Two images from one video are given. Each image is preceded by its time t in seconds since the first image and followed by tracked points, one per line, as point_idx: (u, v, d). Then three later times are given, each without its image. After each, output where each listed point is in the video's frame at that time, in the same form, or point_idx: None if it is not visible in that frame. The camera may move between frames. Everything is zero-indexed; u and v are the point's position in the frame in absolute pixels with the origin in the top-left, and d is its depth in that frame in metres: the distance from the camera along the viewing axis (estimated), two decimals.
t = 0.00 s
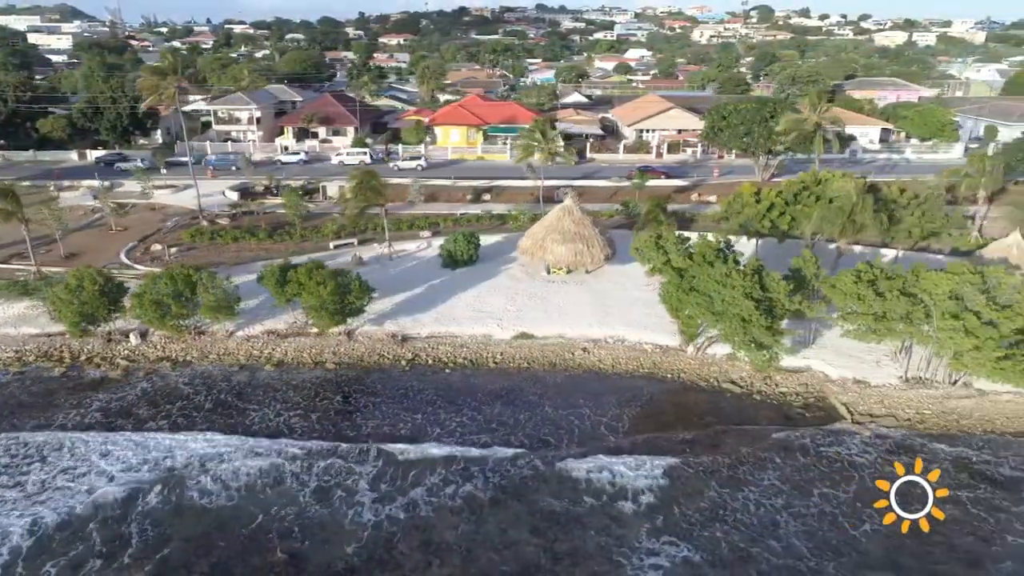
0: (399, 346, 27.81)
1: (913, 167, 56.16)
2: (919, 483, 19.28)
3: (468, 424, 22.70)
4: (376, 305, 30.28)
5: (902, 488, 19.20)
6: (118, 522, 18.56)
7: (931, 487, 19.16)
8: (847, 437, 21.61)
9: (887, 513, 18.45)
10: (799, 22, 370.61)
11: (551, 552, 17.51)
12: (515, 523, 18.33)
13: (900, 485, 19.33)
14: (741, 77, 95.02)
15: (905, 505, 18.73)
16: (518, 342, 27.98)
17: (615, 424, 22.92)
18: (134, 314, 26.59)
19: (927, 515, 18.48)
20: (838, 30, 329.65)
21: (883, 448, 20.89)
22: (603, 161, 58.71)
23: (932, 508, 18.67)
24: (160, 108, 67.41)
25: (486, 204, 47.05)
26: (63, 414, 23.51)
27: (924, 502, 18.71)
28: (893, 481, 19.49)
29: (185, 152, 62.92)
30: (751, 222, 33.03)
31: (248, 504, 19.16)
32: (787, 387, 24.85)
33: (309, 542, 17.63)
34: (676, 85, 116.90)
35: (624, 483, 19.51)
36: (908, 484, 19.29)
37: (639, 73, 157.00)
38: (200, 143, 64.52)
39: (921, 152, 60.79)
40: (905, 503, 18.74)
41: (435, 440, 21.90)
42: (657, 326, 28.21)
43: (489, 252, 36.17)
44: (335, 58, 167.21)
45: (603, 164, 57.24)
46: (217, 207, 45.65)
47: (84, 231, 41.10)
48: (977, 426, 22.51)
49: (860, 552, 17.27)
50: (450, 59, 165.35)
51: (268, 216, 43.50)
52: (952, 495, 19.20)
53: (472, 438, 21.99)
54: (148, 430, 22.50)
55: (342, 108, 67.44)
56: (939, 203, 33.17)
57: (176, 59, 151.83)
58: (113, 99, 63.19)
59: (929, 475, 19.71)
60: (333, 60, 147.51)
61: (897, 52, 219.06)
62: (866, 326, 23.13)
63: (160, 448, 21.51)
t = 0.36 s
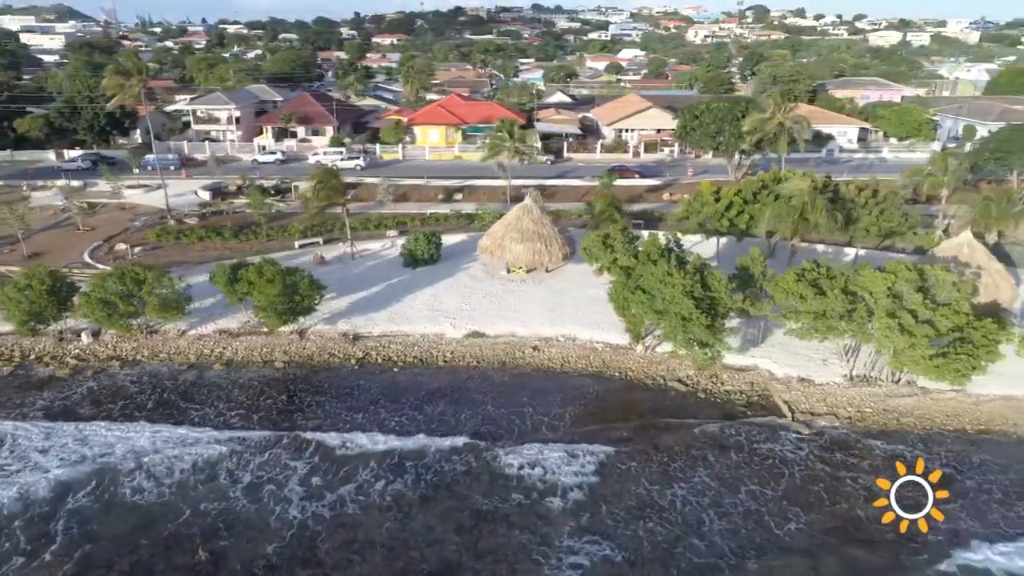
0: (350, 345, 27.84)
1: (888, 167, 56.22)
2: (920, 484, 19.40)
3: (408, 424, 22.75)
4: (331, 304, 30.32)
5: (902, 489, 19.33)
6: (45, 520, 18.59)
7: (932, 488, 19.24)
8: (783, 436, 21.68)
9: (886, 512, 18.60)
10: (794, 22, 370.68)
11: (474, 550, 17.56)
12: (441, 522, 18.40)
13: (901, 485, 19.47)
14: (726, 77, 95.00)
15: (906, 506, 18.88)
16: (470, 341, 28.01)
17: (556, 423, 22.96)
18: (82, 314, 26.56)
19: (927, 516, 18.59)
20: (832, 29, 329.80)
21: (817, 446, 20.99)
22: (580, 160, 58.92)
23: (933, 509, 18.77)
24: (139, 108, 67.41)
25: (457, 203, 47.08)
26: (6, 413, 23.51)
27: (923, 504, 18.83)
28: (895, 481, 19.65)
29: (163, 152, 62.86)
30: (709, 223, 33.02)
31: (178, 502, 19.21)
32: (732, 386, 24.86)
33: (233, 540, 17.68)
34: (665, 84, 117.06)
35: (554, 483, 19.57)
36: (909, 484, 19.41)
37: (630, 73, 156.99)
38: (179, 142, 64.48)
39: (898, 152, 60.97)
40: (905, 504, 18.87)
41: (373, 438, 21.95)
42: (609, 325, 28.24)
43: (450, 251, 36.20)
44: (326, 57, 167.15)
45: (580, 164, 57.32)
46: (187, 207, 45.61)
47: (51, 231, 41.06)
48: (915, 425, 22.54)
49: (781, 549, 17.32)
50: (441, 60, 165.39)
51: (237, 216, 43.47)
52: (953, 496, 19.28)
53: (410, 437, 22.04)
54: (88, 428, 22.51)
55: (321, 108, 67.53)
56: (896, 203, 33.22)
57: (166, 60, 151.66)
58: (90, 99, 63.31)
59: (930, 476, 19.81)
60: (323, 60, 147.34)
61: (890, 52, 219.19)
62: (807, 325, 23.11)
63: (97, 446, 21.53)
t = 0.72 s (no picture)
0: (303, 344, 27.93)
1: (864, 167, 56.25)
2: (918, 484, 19.50)
3: (350, 422, 22.83)
4: (288, 303, 30.37)
5: (900, 490, 19.44)
6: None
7: (930, 488, 19.34)
8: (722, 434, 21.75)
9: (885, 511, 18.66)
10: (790, 21, 370.51)
11: (400, 548, 17.59)
12: (370, 520, 18.47)
13: (899, 485, 19.59)
14: (712, 77, 94.91)
15: (905, 507, 18.96)
16: (423, 340, 28.08)
17: (499, 421, 23.06)
18: (33, 313, 26.62)
19: (926, 518, 18.61)
20: (828, 28, 329.56)
21: (753, 445, 21.08)
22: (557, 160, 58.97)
23: (930, 511, 18.86)
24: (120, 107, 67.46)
25: (430, 203, 47.13)
26: None
27: (922, 505, 18.89)
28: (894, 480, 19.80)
29: (142, 152, 62.91)
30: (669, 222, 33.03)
31: (111, 499, 19.29)
32: (679, 383, 24.93)
33: (159, 538, 17.77)
34: (654, 83, 117.15)
35: (487, 481, 19.65)
36: (907, 485, 19.53)
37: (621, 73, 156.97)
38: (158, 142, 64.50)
39: (876, 151, 61.08)
40: (905, 505, 18.91)
41: (313, 437, 22.06)
42: (562, 323, 28.30)
43: (414, 250, 36.29)
44: (318, 57, 167.21)
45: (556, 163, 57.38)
46: (159, 207, 45.65)
47: (18, 230, 41.09)
48: (856, 423, 22.61)
49: (705, 546, 17.35)
50: (433, 61, 165.47)
51: (208, 215, 43.52)
52: (950, 498, 19.35)
53: (351, 435, 22.12)
54: (31, 427, 22.57)
55: (301, 108, 67.57)
56: (856, 202, 33.27)
57: (157, 60, 151.66)
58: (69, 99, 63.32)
59: (929, 478, 19.89)
60: (313, 59, 147.28)
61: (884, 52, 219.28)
62: (751, 323, 23.18)
63: (37, 445, 21.60)
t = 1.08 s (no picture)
0: (256, 343, 27.98)
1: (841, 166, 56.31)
2: (918, 484, 19.46)
3: (293, 424, 22.88)
4: (245, 303, 30.41)
5: (900, 490, 19.44)
6: None
7: (930, 488, 19.27)
8: (662, 433, 21.78)
9: (885, 510, 18.64)
10: (787, 21, 370.39)
11: (326, 547, 17.63)
12: (299, 519, 18.50)
13: (900, 485, 19.59)
14: (698, 77, 94.93)
15: (905, 506, 18.91)
16: (377, 339, 28.14)
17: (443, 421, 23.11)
18: None
19: (924, 517, 18.49)
20: (824, 28, 329.70)
21: (690, 445, 21.12)
22: (536, 159, 59.07)
23: (931, 512, 18.65)
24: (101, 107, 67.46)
25: (403, 202, 47.18)
26: None
27: (921, 504, 18.81)
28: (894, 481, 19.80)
29: (121, 152, 62.88)
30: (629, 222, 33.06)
31: (44, 497, 19.35)
32: (627, 382, 24.97)
33: (87, 538, 17.83)
34: (643, 83, 117.22)
35: (420, 479, 19.69)
36: (908, 486, 19.50)
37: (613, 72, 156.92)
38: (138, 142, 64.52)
39: (854, 151, 61.24)
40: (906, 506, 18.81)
41: (254, 438, 22.11)
42: (515, 322, 28.34)
43: (378, 250, 36.35)
44: (310, 57, 167.10)
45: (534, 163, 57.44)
46: (131, 207, 45.64)
47: None
48: (799, 422, 22.63)
49: (630, 547, 17.37)
50: (425, 61, 165.43)
51: (179, 215, 43.53)
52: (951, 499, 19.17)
53: (292, 436, 22.15)
54: None
55: (282, 107, 67.60)
56: (817, 201, 33.33)
57: (148, 60, 151.56)
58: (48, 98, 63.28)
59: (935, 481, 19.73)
60: (305, 58, 147.22)
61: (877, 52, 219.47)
62: (694, 322, 23.20)
63: None
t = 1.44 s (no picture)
0: (215, 343, 28.02)
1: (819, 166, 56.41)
2: (919, 484, 19.37)
3: (243, 423, 22.95)
4: (208, 303, 30.45)
5: (901, 491, 19.35)
6: None
7: (929, 488, 19.17)
8: (608, 432, 21.83)
9: (884, 507, 18.52)
10: (784, 20, 369.98)
11: (260, 546, 17.66)
12: (237, 518, 18.57)
13: (901, 486, 19.53)
14: (685, 76, 94.88)
15: (905, 505, 18.79)
16: (335, 339, 28.19)
17: (393, 420, 23.17)
18: None
19: (923, 516, 18.35)
20: (819, 28, 329.68)
21: (635, 444, 21.18)
22: (516, 159, 59.13)
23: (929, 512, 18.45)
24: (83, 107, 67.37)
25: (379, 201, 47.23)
26: None
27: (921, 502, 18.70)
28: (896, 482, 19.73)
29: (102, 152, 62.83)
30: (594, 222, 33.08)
31: None
32: (580, 382, 25.01)
33: (23, 537, 17.91)
34: (633, 83, 117.26)
35: (360, 478, 19.74)
36: (908, 487, 19.42)
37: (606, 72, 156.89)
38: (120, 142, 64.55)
39: (834, 150, 61.31)
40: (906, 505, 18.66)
41: (203, 438, 22.19)
42: (474, 322, 28.39)
43: (346, 250, 36.41)
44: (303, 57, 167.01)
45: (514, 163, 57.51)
46: (106, 207, 45.65)
47: None
48: (747, 421, 22.67)
49: (563, 546, 17.41)
50: (418, 61, 165.33)
51: (153, 215, 43.54)
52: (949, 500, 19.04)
53: (240, 436, 22.22)
54: None
55: (265, 107, 67.60)
56: (781, 201, 33.38)
57: (141, 60, 151.54)
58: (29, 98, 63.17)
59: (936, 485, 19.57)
60: (297, 58, 147.12)
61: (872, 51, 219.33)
62: (644, 321, 23.25)
63: None
